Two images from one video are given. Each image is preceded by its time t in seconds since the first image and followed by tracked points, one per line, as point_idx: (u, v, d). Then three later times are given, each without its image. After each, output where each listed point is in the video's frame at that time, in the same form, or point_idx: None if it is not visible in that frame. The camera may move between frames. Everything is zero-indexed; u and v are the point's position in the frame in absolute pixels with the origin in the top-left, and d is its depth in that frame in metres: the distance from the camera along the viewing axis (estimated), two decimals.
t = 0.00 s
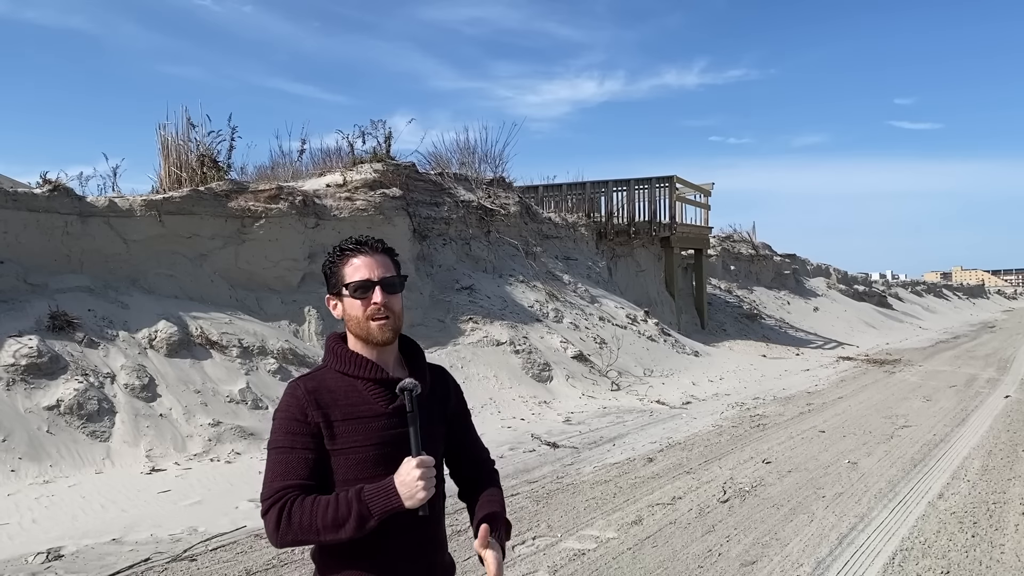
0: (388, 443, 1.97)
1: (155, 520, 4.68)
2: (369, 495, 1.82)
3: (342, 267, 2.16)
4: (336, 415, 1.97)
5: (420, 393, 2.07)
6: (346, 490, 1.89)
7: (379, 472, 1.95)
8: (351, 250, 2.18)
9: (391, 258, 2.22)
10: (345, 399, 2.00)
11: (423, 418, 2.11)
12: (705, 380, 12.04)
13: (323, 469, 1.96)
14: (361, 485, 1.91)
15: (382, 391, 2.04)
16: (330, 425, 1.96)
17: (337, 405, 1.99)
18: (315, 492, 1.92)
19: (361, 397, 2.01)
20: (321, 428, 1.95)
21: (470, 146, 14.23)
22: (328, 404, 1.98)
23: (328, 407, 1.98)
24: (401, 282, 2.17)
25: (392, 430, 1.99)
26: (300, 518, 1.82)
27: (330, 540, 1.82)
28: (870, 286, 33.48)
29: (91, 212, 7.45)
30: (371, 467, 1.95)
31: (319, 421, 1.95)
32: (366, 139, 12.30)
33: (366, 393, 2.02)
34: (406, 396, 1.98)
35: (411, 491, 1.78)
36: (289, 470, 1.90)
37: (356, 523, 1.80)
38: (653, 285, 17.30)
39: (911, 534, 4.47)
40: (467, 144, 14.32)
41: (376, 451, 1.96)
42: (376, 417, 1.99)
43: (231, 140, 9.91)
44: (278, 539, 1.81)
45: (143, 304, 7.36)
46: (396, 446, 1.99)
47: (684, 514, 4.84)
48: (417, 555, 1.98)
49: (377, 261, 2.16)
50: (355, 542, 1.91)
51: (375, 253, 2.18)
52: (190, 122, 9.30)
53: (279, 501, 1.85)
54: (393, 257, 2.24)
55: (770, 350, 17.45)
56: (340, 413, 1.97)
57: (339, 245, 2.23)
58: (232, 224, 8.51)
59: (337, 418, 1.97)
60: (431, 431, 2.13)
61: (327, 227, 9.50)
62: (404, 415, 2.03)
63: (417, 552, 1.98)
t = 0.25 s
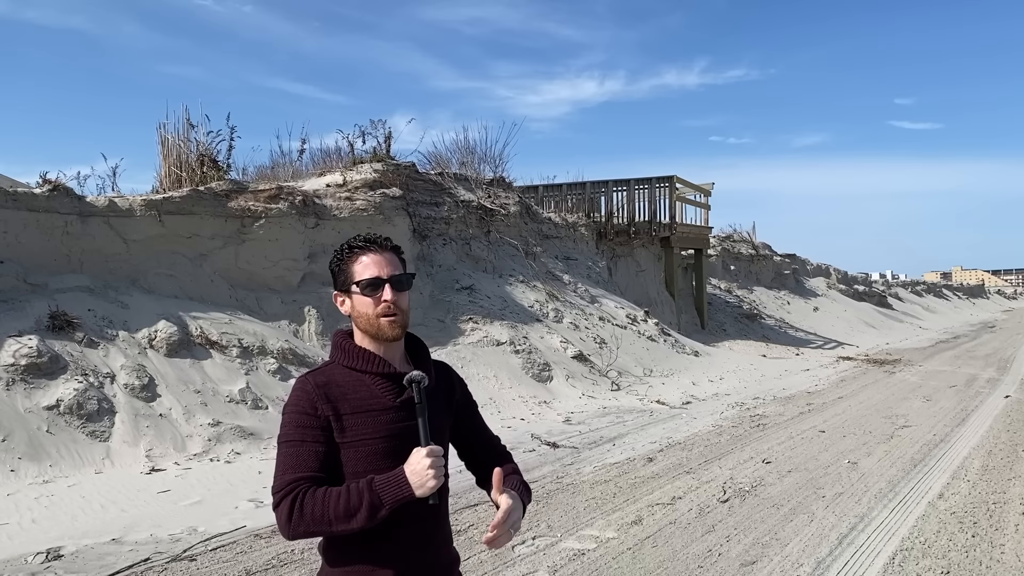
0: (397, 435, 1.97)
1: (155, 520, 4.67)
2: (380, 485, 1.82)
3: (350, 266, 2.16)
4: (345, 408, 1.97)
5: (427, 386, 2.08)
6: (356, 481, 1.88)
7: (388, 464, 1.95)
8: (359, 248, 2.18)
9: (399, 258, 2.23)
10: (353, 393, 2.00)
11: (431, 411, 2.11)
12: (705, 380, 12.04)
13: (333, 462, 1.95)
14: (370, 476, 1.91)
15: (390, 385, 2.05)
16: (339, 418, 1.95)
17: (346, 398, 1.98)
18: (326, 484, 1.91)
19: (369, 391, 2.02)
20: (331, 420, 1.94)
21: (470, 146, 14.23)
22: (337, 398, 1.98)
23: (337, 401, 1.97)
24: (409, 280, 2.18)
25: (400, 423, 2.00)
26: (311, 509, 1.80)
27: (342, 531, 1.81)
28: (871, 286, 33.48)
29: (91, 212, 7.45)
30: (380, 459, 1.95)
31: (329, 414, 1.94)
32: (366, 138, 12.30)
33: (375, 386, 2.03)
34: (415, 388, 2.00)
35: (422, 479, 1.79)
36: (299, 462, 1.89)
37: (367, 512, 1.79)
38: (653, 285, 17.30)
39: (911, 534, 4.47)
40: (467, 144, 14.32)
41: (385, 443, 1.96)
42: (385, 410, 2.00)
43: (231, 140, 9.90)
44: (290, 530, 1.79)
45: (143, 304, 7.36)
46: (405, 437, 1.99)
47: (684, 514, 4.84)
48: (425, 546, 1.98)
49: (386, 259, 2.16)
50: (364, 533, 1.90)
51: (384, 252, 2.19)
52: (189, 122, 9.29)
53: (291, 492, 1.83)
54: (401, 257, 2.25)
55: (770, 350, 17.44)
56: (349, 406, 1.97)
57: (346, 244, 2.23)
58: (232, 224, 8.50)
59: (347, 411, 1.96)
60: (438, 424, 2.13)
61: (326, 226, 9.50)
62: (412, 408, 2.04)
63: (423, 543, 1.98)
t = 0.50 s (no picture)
0: (409, 432, 1.97)
1: (155, 519, 4.67)
2: (390, 480, 1.82)
3: (367, 265, 2.17)
4: (359, 403, 1.96)
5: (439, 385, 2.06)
6: (367, 475, 1.89)
7: (399, 460, 1.95)
8: (377, 248, 2.20)
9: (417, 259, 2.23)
10: (368, 388, 2.00)
11: (444, 409, 2.11)
12: (705, 379, 12.03)
13: (346, 455, 1.95)
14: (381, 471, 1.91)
15: (404, 382, 2.04)
16: (353, 412, 1.95)
17: (361, 394, 1.98)
18: (338, 476, 1.92)
19: (384, 387, 2.01)
20: (345, 415, 1.95)
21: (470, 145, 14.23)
22: (352, 393, 1.98)
23: (352, 396, 1.97)
24: (424, 280, 2.18)
25: (413, 420, 1.99)
26: (323, 500, 1.82)
27: (351, 523, 1.82)
28: (870, 286, 33.47)
29: (91, 212, 7.45)
30: (392, 454, 1.95)
31: (344, 409, 1.94)
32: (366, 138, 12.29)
33: (389, 383, 2.02)
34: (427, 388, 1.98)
35: (429, 478, 1.78)
36: (313, 454, 1.90)
37: (376, 506, 1.80)
38: (653, 284, 17.29)
39: (910, 534, 4.47)
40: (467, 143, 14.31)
41: (397, 439, 1.96)
42: (398, 406, 1.99)
43: (231, 140, 9.90)
44: (302, 519, 1.82)
45: (142, 303, 7.36)
46: (416, 434, 1.98)
47: (684, 513, 4.84)
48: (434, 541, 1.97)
49: (403, 259, 2.17)
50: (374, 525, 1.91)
51: (401, 253, 2.19)
52: (189, 121, 9.29)
53: (304, 483, 1.85)
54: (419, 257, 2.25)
55: (769, 350, 17.43)
56: (363, 401, 1.97)
57: (365, 243, 2.24)
58: (231, 224, 8.50)
59: (361, 406, 1.96)
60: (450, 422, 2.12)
61: (326, 226, 9.50)
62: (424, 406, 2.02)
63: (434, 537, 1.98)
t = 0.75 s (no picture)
0: (420, 431, 1.97)
1: (154, 519, 4.67)
2: (398, 476, 1.83)
3: (390, 263, 2.18)
4: (374, 400, 1.98)
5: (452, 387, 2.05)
6: (377, 470, 1.90)
7: (409, 457, 1.95)
8: (400, 245, 2.19)
9: (439, 258, 2.22)
10: (383, 386, 2.01)
11: (455, 409, 2.09)
12: (704, 379, 12.04)
13: (360, 449, 1.98)
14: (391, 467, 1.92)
15: (419, 381, 2.04)
16: (367, 408, 1.97)
17: (376, 391, 2.00)
18: (351, 469, 1.94)
19: (398, 386, 2.02)
20: (359, 410, 1.96)
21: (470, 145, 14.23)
22: (367, 389, 2.00)
23: (367, 392, 1.99)
24: (444, 279, 2.17)
25: (425, 419, 1.98)
26: (334, 492, 1.85)
27: (360, 515, 1.84)
28: (870, 285, 33.48)
29: (90, 211, 7.44)
30: (402, 451, 1.95)
31: (358, 405, 1.96)
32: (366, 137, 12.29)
33: (404, 382, 2.03)
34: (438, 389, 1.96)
35: (436, 478, 1.77)
36: (328, 446, 1.93)
37: (384, 501, 1.81)
38: (653, 284, 17.29)
39: (910, 533, 4.48)
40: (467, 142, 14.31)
41: (408, 438, 1.96)
42: (410, 405, 1.98)
43: (230, 139, 9.90)
44: (313, 508, 1.85)
45: (142, 303, 7.35)
46: (427, 433, 1.98)
47: (684, 513, 4.84)
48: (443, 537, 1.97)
49: (425, 257, 2.16)
50: (382, 518, 1.92)
51: (423, 251, 2.18)
52: (189, 121, 9.29)
53: (317, 474, 1.89)
54: (440, 257, 2.24)
55: (769, 349, 17.43)
56: (378, 398, 1.98)
57: (390, 241, 2.25)
58: (231, 223, 8.49)
59: (375, 403, 1.98)
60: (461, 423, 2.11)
61: (325, 226, 9.50)
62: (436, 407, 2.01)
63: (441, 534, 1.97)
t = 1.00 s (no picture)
0: (425, 431, 1.97)
1: (154, 518, 4.68)
2: (401, 474, 1.83)
3: (411, 266, 2.16)
4: (381, 398, 1.99)
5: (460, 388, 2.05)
6: (381, 466, 1.91)
7: (413, 456, 1.94)
8: (421, 250, 2.17)
9: (459, 266, 2.20)
10: (392, 384, 2.01)
11: (464, 410, 2.08)
12: (704, 378, 12.04)
13: (367, 445, 1.99)
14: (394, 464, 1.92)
15: (428, 382, 2.04)
16: (375, 406, 1.98)
17: (384, 389, 2.00)
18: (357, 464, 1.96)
19: (406, 385, 2.02)
20: (367, 407, 1.97)
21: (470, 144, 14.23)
22: (376, 387, 2.00)
23: (376, 390, 2.00)
24: (463, 291, 2.16)
25: (430, 420, 1.98)
26: (338, 486, 1.86)
27: (362, 510, 1.85)
28: (869, 285, 33.49)
29: (90, 211, 7.45)
30: (407, 449, 1.95)
31: (366, 402, 1.97)
32: (365, 137, 12.29)
33: (412, 381, 2.02)
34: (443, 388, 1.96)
35: (437, 476, 1.77)
36: (335, 441, 1.95)
37: (385, 497, 1.82)
38: (652, 283, 17.29)
39: (909, 532, 4.48)
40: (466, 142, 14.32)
41: (413, 437, 1.96)
42: (417, 406, 1.99)
43: (230, 139, 9.90)
44: (318, 501, 1.87)
45: (142, 303, 7.35)
46: (432, 432, 1.98)
47: (684, 512, 4.84)
48: (445, 536, 1.96)
49: (446, 266, 2.14)
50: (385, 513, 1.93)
51: (444, 259, 2.16)
52: (188, 120, 9.28)
53: (323, 467, 1.91)
54: (460, 264, 2.22)
55: (768, 349, 17.44)
56: (386, 396, 1.99)
57: (413, 243, 2.22)
58: (231, 223, 8.49)
59: (382, 402, 1.98)
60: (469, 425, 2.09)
61: (325, 225, 9.50)
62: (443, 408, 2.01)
63: (444, 532, 1.96)
